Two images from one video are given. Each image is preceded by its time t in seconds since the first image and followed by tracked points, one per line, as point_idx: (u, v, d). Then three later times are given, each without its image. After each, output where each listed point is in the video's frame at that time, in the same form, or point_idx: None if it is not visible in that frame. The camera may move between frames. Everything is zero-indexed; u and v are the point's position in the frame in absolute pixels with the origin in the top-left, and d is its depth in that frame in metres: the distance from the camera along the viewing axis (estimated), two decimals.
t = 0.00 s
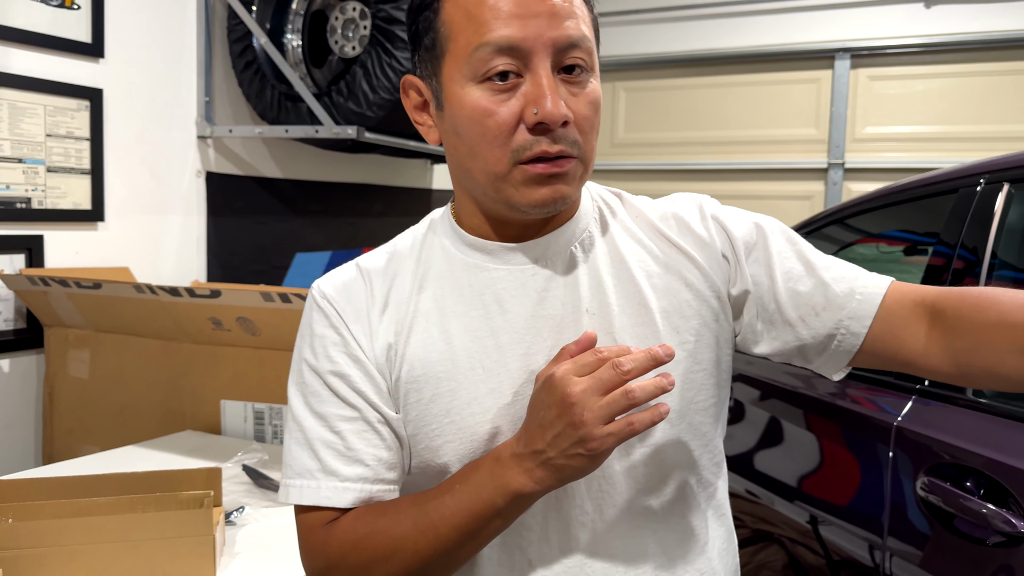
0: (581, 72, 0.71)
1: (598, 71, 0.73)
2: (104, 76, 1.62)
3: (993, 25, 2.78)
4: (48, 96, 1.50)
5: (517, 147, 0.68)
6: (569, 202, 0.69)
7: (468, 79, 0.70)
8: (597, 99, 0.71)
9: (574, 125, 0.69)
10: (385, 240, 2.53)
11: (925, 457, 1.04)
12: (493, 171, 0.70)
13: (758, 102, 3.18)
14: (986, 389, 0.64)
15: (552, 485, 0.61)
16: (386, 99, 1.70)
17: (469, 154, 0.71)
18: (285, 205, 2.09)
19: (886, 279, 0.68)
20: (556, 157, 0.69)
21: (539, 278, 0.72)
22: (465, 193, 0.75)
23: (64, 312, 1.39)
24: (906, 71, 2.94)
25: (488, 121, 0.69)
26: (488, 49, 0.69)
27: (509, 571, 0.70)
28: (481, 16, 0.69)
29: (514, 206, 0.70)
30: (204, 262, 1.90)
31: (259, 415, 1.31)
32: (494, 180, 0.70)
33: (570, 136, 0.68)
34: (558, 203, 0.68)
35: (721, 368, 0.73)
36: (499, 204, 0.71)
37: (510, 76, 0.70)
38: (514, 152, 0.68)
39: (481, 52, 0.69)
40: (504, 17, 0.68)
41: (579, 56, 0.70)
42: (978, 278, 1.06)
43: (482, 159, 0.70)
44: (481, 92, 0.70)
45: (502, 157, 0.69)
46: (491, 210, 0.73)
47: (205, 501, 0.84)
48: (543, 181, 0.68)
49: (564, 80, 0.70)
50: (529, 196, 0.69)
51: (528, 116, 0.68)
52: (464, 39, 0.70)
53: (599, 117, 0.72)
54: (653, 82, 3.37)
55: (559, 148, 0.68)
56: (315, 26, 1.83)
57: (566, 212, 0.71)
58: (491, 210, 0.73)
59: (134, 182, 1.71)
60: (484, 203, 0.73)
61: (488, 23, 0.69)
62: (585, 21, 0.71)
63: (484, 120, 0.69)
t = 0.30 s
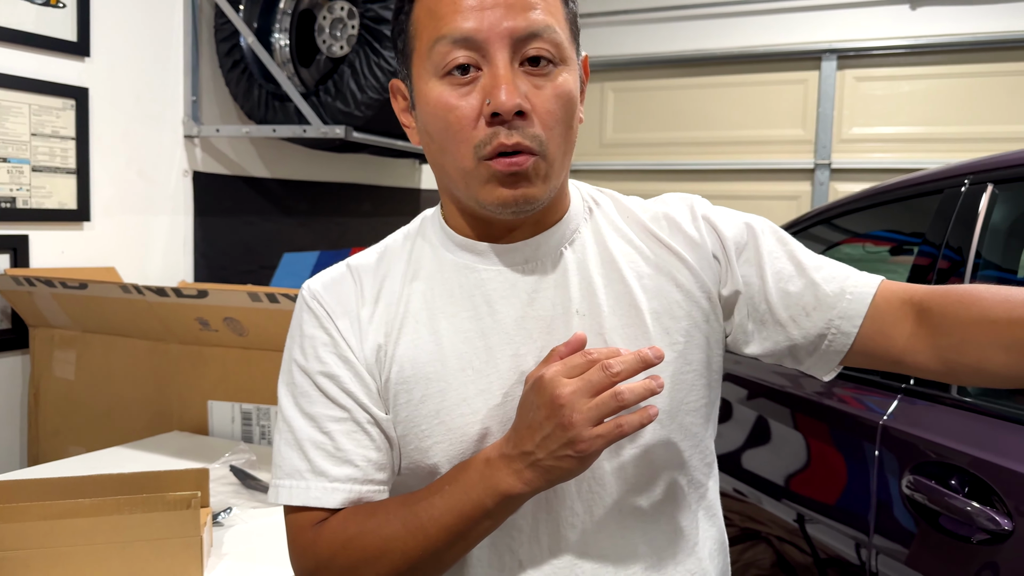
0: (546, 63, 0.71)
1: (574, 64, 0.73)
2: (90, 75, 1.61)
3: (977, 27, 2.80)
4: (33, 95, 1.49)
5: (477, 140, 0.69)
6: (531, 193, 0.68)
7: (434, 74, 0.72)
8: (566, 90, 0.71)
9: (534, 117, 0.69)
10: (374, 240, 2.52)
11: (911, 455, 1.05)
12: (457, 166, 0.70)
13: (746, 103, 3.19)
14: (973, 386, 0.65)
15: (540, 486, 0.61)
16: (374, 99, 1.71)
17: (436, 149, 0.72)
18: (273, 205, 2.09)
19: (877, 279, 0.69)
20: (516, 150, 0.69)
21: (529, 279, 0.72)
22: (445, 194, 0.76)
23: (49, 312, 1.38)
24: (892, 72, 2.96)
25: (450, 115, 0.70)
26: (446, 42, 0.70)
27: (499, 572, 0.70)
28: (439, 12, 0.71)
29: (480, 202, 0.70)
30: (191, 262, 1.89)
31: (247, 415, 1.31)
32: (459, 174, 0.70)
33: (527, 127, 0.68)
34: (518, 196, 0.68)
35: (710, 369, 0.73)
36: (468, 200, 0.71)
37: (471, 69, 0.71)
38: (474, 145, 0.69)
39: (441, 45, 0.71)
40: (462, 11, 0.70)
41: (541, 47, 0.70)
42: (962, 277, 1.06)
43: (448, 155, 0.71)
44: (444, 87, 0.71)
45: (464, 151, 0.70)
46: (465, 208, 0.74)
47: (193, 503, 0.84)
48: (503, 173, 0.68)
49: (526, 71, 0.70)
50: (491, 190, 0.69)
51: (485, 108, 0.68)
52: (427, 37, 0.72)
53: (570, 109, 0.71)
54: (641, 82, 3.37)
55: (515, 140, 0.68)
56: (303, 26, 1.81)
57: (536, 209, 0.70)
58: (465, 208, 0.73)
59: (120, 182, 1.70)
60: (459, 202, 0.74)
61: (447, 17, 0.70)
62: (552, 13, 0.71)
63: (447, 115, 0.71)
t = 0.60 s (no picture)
0: (539, 65, 0.71)
1: (565, 66, 0.73)
2: (77, 73, 1.60)
3: (964, 28, 2.82)
4: (19, 93, 1.48)
5: (469, 140, 0.69)
6: (524, 195, 0.69)
7: (426, 73, 0.72)
8: (559, 93, 0.71)
9: (526, 118, 0.69)
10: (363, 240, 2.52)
11: (896, 453, 1.06)
12: (449, 165, 0.71)
13: (734, 103, 3.20)
14: (958, 384, 0.65)
15: (525, 484, 0.61)
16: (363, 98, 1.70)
17: (427, 148, 0.73)
18: (262, 204, 2.08)
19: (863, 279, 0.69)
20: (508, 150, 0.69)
21: (516, 278, 0.72)
22: (435, 192, 0.76)
23: (36, 312, 1.38)
24: (879, 73, 2.98)
25: (442, 114, 0.70)
26: (440, 42, 0.70)
27: (485, 569, 0.70)
28: (433, 12, 0.71)
29: (470, 201, 0.70)
30: (180, 261, 1.89)
31: (235, 415, 1.31)
32: (449, 174, 0.71)
33: (520, 128, 0.68)
34: (509, 197, 0.69)
35: (697, 368, 0.73)
36: (457, 200, 0.72)
37: (464, 69, 0.71)
38: (466, 145, 0.69)
39: (434, 45, 0.71)
40: (456, 11, 0.69)
41: (535, 49, 0.70)
42: (948, 276, 1.07)
43: (439, 154, 0.71)
44: (436, 87, 0.72)
45: (455, 150, 0.70)
46: (455, 207, 0.74)
47: (181, 502, 0.83)
48: (495, 175, 0.69)
49: (519, 73, 0.71)
50: (482, 190, 0.69)
51: (478, 108, 0.68)
52: (419, 36, 0.72)
53: (563, 111, 0.72)
54: (630, 83, 3.38)
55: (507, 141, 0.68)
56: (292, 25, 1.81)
57: (526, 209, 0.70)
58: (455, 207, 0.74)
59: (108, 181, 1.69)
60: (449, 201, 0.74)
61: (441, 17, 0.70)
62: (545, 15, 0.71)
63: (439, 114, 0.71)
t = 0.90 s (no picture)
0: (540, 68, 0.71)
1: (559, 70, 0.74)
2: (62, 73, 1.59)
3: (951, 28, 2.84)
4: (3, 93, 1.47)
5: (473, 140, 0.69)
6: (524, 198, 0.69)
7: (427, 70, 0.71)
8: (555, 96, 0.72)
9: (529, 120, 0.69)
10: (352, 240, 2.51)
11: (884, 452, 1.06)
12: (450, 164, 0.70)
13: (723, 104, 3.21)
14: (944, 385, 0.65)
15: (513, 487, 0.61)
16: (352, 97, 1.71)
17: (426, 146, 0.72)
18: (249, 205, 2.07)
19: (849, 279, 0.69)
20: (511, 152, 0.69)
21: (503, 278, 0.72)
22: (426, 191, 0.75)
23: (20, 313, 1.36)
24: (867, 73, 2.99)
25: (445, 113, 0.70)
26: (445, 39, 0.69)
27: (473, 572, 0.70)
28: (437, 8, 0.70)
29: (469, 201, 0.70)
30: (166, 262, 1.88)
31: (221, 416, 1.30)
32: (450, 174, 0.70)
33: (524, 130, 0.69)
34: (511, 198, 0.69)
35: (684, 369, 0.73)
36: (456, 200, 0.71)
37: (467, 68, 0.70)
38: (469, 145, 0.69)
39: (438, 42, 0.70)
40: (461, 9, 0.69)
41: (538, 51, 0.71)
42: (934, 276, 1.08)
43: (439, 153, 0.71)
44: (437, 85, 0.71)
45: (458, 150, 0.69)
46: (449, 206, 0.73)
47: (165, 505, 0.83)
48: (498, 176, 0.69)
49: (521, 75, 0.71)
50: (485, 190, 0.69)
51: (483, 108, 0.68)
52: (421, 32, 0.71)
53: (558, 114, 0.72)
54: (619, 83, 3.39)
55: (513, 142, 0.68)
56: (279, 24, 1.81)
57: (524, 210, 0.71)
58: (450, 206, 0.73)
59: (93, 181, 1.68)
60: (443, 200, 0.73)
61: (446, 14, 0.69)
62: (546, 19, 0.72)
63: (442, 112, 0.70)
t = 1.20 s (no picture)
0: (531, 66, 0.71)
1: (553, 71, 0.73)
2: (48, 72, 1.57)
3: (938, 30, 2.85)
4: None
5: (459, 135, 0.68)
6: (508, 196, 0.68)
7: (417, 64, 0.71)
8: (548, 96, 0.71)
9: (516, 118, 0.69)
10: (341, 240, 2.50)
11: (874, 453, 1.06)
12: (435, 160, 0.70)
13: (712, 104, 3.22)
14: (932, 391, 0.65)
15: (495, 496, 0.61)
16: (341, 97, 1.69)
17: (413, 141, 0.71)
18: (238, 205, 2.06)
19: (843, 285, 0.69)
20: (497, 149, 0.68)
21: (495, 280, 0.72)
22: (415, 188, 0.75)
23: (6, 315, 1.35)
24: (856, 74, 3.01)
25: (432, 107, 0.69)
26: (436, 34, 0.69)
27: None
28: (430, 3, 0.69)
29: (454, 198, 0.69)
30: (153, 262, 1.86)
31: (210, 419, 1.29)
32: (436, 169, 0.70)
33: (511, 127, 0.68)
34: (495, 196, 0.68)
35: (677, 371, 0.73)
36: (442, 196, 0.71)
37: (457, 64, 0.70)
38: (455, 140, 0.68)
39: (429, 37, 0.70)
40: (454, 5, 0.69)
41: (530, 50, 0.70)
42: (923, 277, 1.08)
43: (425, 148, 0.70)
44: (427, 79, 0.70)
45: (444, 144, 0.69)
46: (436, 203, 0.73)
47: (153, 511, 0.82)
48: (483, 173, 0.68)
49: (512, 73, 0.70)
50: (470, 187, 0.68)
51: (470, 103, 0.68)
52: (413, 26, 0.71)
53: (550, 115, 0.72)
54: (609, 83, 3.39)
55: (499, 139, 0.68)
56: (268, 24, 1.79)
57: (510, 209, 0.70)
58: (437, 203, 0.73)
59: (79, 181, 1.66)
60: (431, 196, 0.73)
61: (439, 9, 0.69)
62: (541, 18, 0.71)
63: (429, 107, 0.70)
